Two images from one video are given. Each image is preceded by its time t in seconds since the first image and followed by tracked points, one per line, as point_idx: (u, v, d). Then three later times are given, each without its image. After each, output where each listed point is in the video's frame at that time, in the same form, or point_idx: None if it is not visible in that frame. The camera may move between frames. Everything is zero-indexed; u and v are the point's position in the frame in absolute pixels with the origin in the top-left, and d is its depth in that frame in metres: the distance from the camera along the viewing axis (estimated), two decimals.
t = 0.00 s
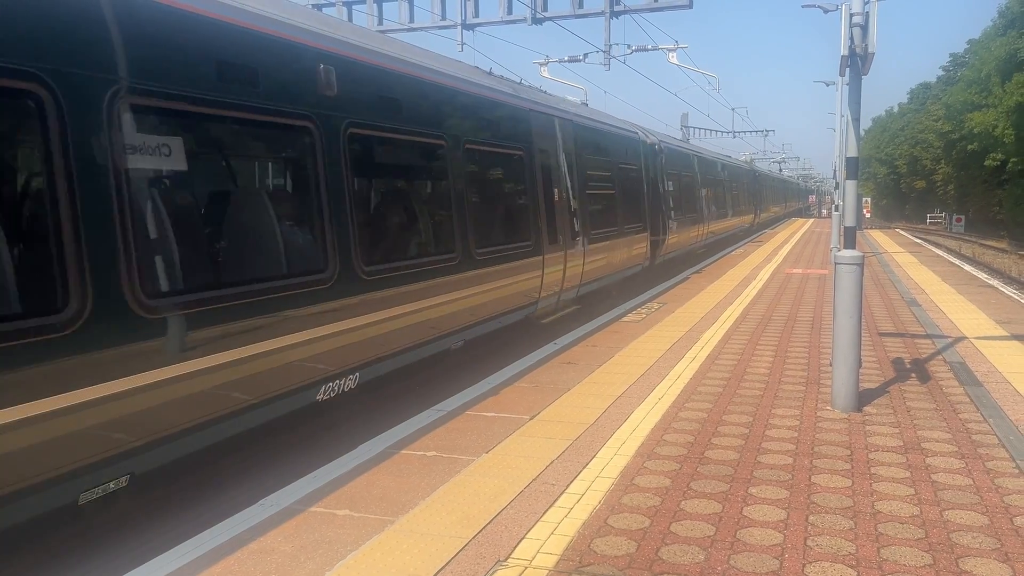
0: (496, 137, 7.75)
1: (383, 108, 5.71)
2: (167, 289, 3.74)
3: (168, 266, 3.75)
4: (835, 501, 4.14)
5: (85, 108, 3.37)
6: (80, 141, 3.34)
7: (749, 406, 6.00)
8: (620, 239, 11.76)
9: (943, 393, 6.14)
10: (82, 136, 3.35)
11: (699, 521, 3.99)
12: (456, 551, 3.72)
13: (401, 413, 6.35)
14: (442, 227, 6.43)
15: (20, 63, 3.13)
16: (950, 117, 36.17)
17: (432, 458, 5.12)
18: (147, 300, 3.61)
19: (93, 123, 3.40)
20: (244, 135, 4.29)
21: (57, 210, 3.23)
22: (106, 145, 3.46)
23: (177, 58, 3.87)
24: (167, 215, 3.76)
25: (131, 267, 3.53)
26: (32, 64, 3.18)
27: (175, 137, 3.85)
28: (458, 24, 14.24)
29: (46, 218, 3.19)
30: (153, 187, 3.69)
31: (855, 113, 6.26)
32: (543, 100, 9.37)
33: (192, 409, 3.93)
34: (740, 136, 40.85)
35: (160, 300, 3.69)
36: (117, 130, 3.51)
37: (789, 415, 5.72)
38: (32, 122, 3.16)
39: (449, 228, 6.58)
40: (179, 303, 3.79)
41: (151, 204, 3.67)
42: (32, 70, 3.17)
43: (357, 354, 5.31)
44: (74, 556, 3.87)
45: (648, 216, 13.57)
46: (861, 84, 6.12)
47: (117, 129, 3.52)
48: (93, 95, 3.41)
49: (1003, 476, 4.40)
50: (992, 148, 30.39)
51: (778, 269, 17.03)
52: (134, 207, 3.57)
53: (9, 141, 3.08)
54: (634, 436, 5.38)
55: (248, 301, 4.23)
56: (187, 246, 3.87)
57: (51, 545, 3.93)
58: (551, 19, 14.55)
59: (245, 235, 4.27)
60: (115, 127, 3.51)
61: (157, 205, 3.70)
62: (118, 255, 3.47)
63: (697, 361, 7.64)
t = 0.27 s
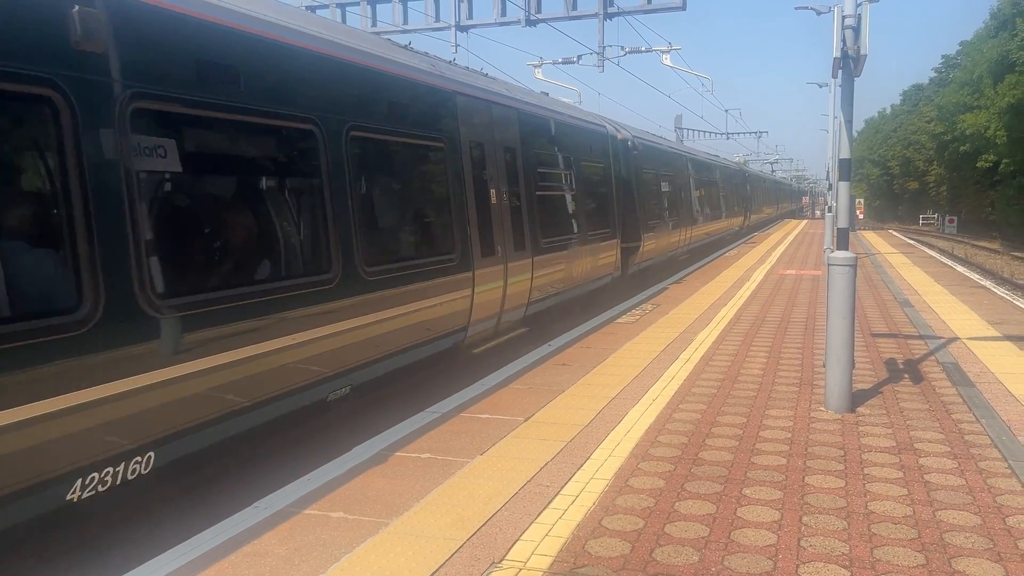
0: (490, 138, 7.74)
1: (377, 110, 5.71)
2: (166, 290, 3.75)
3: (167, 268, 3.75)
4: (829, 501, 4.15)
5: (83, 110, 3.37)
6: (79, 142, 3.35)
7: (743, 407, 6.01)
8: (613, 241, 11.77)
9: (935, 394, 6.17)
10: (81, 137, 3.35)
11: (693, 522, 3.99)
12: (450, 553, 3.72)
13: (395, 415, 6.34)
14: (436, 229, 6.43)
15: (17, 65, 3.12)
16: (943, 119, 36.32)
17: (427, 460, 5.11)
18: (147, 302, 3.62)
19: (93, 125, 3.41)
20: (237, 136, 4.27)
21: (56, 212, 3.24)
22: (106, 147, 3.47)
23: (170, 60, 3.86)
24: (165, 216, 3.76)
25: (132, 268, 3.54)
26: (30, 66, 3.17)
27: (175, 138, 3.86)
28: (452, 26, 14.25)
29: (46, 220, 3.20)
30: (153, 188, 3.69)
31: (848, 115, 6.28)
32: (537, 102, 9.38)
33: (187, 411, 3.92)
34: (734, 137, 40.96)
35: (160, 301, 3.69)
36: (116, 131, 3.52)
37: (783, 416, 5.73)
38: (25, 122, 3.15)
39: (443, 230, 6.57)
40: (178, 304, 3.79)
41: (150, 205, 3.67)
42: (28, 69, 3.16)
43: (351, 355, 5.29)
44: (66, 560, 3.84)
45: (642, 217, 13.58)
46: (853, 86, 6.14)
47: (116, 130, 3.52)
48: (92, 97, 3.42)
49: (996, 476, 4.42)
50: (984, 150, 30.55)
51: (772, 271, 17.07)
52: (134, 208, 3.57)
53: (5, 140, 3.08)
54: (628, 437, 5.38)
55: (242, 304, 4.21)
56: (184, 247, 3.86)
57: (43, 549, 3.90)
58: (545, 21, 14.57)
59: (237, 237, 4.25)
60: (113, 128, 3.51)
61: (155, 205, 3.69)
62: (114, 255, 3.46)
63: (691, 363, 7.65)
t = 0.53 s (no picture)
0: (482, 140, 7.74)
1: (369, 112, 5.70)
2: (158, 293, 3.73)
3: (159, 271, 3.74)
4: (820, 502, 4.17)
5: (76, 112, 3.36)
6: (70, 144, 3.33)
7: (735, 409, 6.02)
8: (606, 242, 11.79)
9: (926, 395, 6.20)
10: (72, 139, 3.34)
11: (685, 523, 4.00)
12: (443, 556, 3.71)
13: (388, 417, 6.33)
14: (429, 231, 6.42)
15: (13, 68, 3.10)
16: (933, 120, 36.51)
17: (419, 462, 5.10)
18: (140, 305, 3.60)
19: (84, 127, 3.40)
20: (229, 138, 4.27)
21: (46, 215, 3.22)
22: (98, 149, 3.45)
23: (164, 63, 3.86)
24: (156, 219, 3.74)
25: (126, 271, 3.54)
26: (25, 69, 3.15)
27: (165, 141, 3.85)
28: (444, 28, 14.25)
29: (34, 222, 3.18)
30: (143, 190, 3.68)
31: (839, 117, 6.31)
32: (529, 104, 9.38)
33: (177, 415, 3.89)
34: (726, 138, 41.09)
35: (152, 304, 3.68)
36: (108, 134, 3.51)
37: (775, 417, 5.75)
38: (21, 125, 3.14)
39: (436, 232, 6.56)
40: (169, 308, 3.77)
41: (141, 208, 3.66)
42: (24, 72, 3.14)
43: (344, 358, 5.27)
44: (56, 564, 3.82)
45: (634, 219, 13.61)
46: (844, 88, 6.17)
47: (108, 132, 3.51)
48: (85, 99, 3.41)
49: (986, 476, 4.44)
50: (974, 151, 30.76)
51: (764, 272, 17.12)
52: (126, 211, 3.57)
53: None
54: (621, 439, 5.39)
55: (234, 307, 4.19)
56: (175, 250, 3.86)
57: (33, 553, 3.88)
58: (537, 23, 14.58)
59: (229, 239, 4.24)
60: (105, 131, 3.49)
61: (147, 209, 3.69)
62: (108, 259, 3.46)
63: (683, 364, 7.66)
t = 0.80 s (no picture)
0: (473, 142, 7.73)
1: (360, 114, 5.68)
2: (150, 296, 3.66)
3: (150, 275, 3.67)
4: (811, 504, 4.17)
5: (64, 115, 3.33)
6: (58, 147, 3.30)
7: (725, 411, 6.03)
8: (597, 244, 11.80)
9: (915, 396, 6.23)
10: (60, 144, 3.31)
11: (676, 526, 4.00)
12: (434, 560, 3.70)
13: (378, 420, 6.31)
14: (419, 233, 6.41)
15: None
16: (922, 123, 36.74)
17: (409, 465, 5.09)
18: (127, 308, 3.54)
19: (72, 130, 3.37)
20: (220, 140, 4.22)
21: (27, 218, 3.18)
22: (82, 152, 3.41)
23: (152, 64, 3.82)
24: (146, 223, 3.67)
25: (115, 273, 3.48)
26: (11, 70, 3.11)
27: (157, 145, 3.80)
28: (434, 30, 14.24)
29: (15, 224, 3.14)
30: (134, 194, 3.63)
31: (828, 120, 6.33)
32: (520, 106, 9.38)
33: (172, 417, 3.83)
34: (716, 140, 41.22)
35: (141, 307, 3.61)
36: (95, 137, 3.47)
37: (765, 419, 5.76)
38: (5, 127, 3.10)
39: (426, 234, 6.54)
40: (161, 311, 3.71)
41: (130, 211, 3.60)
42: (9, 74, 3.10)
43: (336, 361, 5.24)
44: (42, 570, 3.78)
45: (625, 221, 13.63)
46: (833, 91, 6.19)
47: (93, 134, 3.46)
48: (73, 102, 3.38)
49: (975, 477, 4.46)
50: (961, 153, 30.99)
51: (754, 274, 17.18)
52: (116, 214, 3.51)
53: None
54: (612, 441, 5.39)
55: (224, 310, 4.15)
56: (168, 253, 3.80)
57: (19, 559, 3.84)
58: (527, 25, 14.59)
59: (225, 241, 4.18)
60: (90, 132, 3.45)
61: (138, 211, 3.63)
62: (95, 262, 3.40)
63: (674, 366, 7.68)
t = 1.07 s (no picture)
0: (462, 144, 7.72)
1: (350, 116, 5.67)
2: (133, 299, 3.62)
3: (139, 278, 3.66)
4: (800, 506, 4.18)
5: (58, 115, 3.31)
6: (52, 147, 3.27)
7: (715, 412, 6.05)
8: (587, 246, 11.81)
9: (903, 397, 6.26)
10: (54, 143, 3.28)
11: (666, 528, 4.00)
12: (423, 563, 3.69)
13: (368, 423, 6.28)
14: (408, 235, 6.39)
15: None
16: (910, 125, 36.99)
17: (399, 468, 5.07)
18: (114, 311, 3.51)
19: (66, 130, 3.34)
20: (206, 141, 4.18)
21: (18, 216, 3.11)
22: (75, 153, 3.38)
23: (139, 64, 3.79)
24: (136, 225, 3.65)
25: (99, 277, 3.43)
26: None
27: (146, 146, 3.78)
28: (425, 32, 14.22)
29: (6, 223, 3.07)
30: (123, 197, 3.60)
31: (817, 122, 6.36)
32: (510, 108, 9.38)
33: (153, 419, 3.83)
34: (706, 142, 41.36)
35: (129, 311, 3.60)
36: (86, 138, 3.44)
37: (755, 421, 5.77)
38: None
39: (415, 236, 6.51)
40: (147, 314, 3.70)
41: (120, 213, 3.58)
42: None
43: (322, 363, 5.22)
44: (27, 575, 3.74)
45: (615, 223, 13.65)
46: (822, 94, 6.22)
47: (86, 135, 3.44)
48: (66, 102, 3.36)
49: (963, 478, 4.49)
50: (949, 156, 31.21)
51: (744, 275, 17.24)
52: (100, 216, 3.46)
53: None
54: (602, 443, 5.39)
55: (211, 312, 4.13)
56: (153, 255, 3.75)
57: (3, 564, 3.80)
58: (518, 27, 14.60)
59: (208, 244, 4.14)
60: (82, 132, 3.42)
61: (121, 213, 3.58)
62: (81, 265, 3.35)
63: (664, 368, 7.69)
